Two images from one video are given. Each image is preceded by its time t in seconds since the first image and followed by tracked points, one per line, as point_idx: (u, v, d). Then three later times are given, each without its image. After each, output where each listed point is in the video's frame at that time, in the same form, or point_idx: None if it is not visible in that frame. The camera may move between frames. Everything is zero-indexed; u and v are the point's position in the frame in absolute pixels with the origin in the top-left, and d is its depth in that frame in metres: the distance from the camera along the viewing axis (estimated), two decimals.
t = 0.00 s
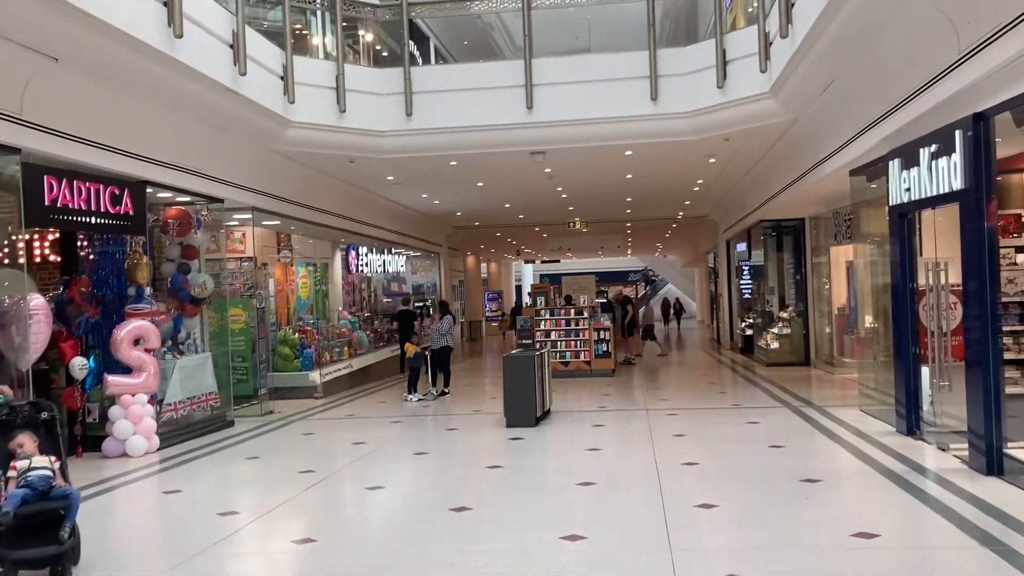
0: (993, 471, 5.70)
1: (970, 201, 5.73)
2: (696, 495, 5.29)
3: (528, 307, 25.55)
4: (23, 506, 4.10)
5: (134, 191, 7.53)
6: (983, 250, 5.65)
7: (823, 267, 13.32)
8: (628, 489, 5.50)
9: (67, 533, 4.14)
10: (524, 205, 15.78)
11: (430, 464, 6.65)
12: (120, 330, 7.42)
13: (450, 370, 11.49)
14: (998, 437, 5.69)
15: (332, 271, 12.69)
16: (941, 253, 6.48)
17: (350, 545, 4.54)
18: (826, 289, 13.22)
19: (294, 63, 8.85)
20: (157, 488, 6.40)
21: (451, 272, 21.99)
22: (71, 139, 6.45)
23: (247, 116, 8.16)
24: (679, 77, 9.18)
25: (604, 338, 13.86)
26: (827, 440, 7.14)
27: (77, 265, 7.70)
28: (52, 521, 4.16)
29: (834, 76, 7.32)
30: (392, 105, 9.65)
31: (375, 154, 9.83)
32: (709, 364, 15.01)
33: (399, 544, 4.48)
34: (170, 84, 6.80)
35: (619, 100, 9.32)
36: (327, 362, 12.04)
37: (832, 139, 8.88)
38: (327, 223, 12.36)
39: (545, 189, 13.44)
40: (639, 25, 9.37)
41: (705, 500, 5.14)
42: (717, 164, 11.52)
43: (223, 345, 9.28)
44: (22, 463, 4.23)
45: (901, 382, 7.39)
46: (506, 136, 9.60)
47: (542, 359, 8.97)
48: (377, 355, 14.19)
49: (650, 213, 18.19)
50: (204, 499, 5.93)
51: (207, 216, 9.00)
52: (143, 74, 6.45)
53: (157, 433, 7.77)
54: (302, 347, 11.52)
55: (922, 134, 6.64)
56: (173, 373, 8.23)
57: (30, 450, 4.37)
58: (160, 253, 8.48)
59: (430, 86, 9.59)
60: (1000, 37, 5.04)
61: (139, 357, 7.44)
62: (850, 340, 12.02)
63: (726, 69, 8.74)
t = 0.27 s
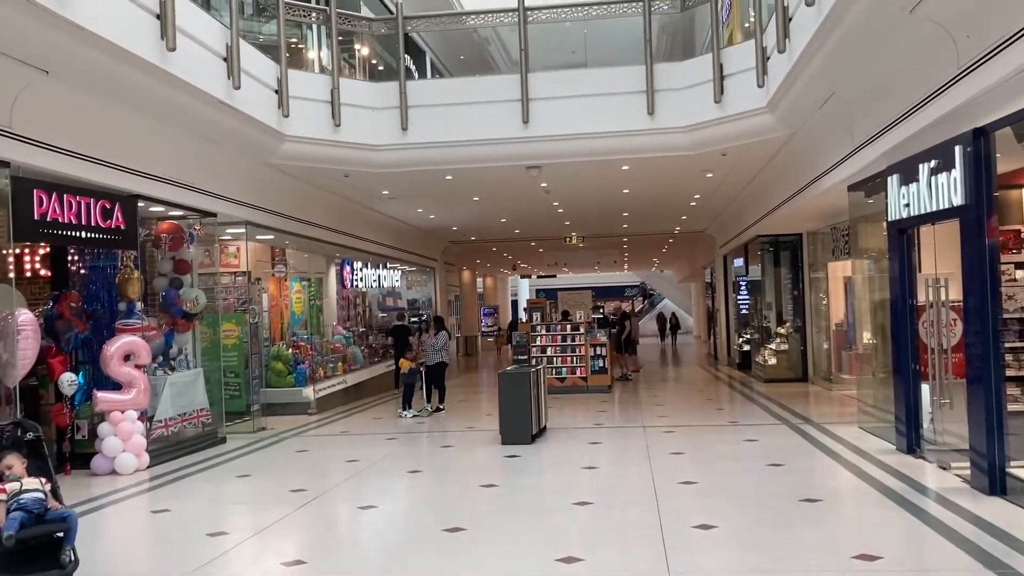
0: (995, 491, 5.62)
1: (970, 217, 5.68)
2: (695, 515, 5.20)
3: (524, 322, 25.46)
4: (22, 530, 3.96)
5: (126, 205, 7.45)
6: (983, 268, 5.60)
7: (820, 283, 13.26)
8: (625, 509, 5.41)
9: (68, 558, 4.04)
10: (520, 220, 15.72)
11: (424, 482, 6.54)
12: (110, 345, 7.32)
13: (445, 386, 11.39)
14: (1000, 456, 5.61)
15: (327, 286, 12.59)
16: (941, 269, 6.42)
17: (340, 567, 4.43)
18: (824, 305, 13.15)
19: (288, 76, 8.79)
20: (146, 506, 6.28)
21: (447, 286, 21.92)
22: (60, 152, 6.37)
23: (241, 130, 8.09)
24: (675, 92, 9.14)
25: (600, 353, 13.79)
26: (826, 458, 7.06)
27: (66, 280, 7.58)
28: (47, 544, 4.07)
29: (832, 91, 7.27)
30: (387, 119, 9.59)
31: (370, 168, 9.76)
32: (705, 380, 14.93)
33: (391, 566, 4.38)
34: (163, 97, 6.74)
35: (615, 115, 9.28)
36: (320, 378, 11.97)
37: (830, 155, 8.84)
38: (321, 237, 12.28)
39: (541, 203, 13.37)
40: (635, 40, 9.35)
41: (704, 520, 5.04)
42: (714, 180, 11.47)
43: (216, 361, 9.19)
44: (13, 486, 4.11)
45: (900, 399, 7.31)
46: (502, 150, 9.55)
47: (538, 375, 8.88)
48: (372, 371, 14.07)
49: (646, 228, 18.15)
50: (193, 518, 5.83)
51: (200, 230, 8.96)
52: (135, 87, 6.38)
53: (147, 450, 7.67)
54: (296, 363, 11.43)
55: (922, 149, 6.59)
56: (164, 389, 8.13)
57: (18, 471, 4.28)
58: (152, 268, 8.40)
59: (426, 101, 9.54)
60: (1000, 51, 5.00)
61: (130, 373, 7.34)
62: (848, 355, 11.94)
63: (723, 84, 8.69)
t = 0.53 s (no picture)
0: (994, 506, 5.60)
1: (969, 231, 5.67)
2: (691, 529, 5.17)
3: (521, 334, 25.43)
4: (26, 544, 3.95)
5: (122, 214, 7.44)
6: (982, 282, 5.60)
7: (817, 295, 13.25)
8: (621, 522, 5.37)
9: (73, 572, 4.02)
10: (518, 231, 15.72)
11: (419, 494, 6.51)
12: (106, 355, 7.29)
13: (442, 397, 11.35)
14: (999, 470, 5.59)
15: (324, 296, 12.56)
16: (939, 283, 6.42)
17: None
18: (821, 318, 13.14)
19: (287, 86, 8.79)
20: (140, 517, 6.24)
21: (445, 297, 21.89)
22: (54, 159, 6.35)
23: (239, 139, 8.08)
24: (673, 104, 9.15)
25: (598, 365, 13.76)
26: (823, 472, 7.03)
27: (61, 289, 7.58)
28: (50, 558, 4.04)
29: (830, 104, 7.28)
30: (385, 130, 9.59)
31: (368, 179, 9.74)
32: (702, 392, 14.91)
33: None
34: (161, 106, 6.73)
35: (613, 127, 9.29)
36: (317, 389, 11.93)
37: (827, 167, 8.84)
38: (319, 247, 12.26)
39: (539, 215, 13.36)
40: (634, 52, 9.36)
41: (701, 535, 5.00)
42: (712, 192, 11.48)
43: (212, 370, 9.15)
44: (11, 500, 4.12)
45: (898, 413, 7.29)
46: (500, 161, 9.54)
47: (535, 387, 8.85)
48: (369, 381, 14.03)
49: (645, 239, 18.15)
50: (187, 530, 5.78)
51: (197, 240, 8.96)
52: (133, 96, 6.37)
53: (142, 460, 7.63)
54: (292, 374, 11.41)
55: (920, 163, 6.60)
56: (160, 399, 8.10)
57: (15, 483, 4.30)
58: (149, 277, 8.36)
59: (424, 111, 9.55)
60: (1001, 65, 5.00)
61: (124, 383, 7.31)
62: (846, 368, 11.93)
63: (722, 96, 8.70)
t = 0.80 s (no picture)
0: (994, 521, 5.56)
1: (968, 245, 5.67)
2: (689, 543, 5.14)
3: (520, 346, 25.38)
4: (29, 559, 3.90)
5: (119, 224, 7.42)
6: (982, 295, 5.59)
7: (816, 308, 13.22)
8: (619, 536, 5.33)
9: None
10: (516, 242, 15.71)
11: (415, 507, 6.47)
12: (101, 365, 7.26)
13: (439, 409, 11.32)
14: (999, 484, 5.54)
15: (321, 307, 12.54)
16: (938, 296, 6.39)
17: None
18: (820, 331, 13.11)
19: (285, 97, 8.78)
20: (133, 529, 6.19)
21: (443, 308, 21.87)
22: (51, 169, 6.34)
23: (237, 150, 8.07)
24: (672, 117, 9.16)
25: (596, 377, 13.72)
26: (822, 485, 7.00)
27: (57, 300, 7.54)
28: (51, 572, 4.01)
29: (829, 117, 7.28)
30: (384, 141, 9.59)
31: (367, 190, 9.72)
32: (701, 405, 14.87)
33: None
34: (159, 117, 6.72)
35: (612, 140, 9.29)
36: (314, 401, 11.89)
37: (826, 180, 8.84)
38: (317, 258, 12.24)
39: (537, 226, 13.35)
40: (632, 64, 9.36)
41: (699, 549, 4.97)
42: (710, 204, 11.47)
43: (209, 381, 9.11)
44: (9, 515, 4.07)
45: (898, 426, 7.25)
46: (498, 173, 9.53)
47: (532, 399, 8.81)
48: (366, 392, 14.01)
49: (643, 251, 18.14)
50: (181, 542, 5.74)
51: (195, 250, 8.95)
52: (130, 106, 6.35)
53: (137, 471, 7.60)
54: (287, 385, 11.33)
55: (919, 176, 6.59)
56: (155, 410, 8.07)
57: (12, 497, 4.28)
58: (146, 287, 8.39)
59: (424, 123, 9.55)
60: (1000, 78, 5.00)
61: (120, 394, 7.28)
62: (844, 381, 11.90)
63: (720, 108, 8.70)
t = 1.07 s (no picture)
0: (996, 542, 5.54)
1: (968, 265, 5.69)
2: (690, 563, 5.11)
3: (521, 364, 25.34)
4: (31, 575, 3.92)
5: (121, 243, 7.44)
6: (982, 315, 5.60)
7: (817, 327, 13.22)
8: (619, 557, 5.31)
9: None
10: (517, 261, 15.73)
11: (416, 527, 6.44)
12: (102, 384, 7.25)
13: (440, 428, 11.30)
14: (1001, 505, 5.54)
15: (323, 326, 12.55)
16: (938, 316, 6.40)
17: None
18: (821, 350, 13.10)
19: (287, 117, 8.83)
20: (132, 548, 6.17)
21: (444, 327, 21.86)
22: (54, 189, 6.37)
23: (239, 170, 8.10)
24: (673, 136, 9.20)
25: (597, 397, 13.69)
26: (823, 505, 6.98)
27: (59, 318, 7.47)
28: None
29: (828, 137, 7.31)
30: (386, 161, 9.63)
31: (369, 210, 9.74)
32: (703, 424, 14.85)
33: None
34: (161, 136, 6.75)
35: (613, 159, 9.33)
36: (315, 419, 11.96)
37: (826, 200, 8.87)
38: (318, 277, 12.26)
39: (538, 245, 13.37)
40: (632, 85, 9.42)
41: (700, 570, 4.94)
42: (711, 223, 11.50)
43: (209, 401, 9.09)
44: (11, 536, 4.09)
45: (898, 446, 7.24)
46: (499, 193, 9.56)
47: (533, 418, 8.80)
48: (366, 411, 14.00)
49: (644, 270, 18.16)
50: (180, 561, 5.72)
51: (196, 269, 8.96)
52: (132, 126, 6.39)
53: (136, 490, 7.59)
54: (289, 404, 11.37)
55: (918, 196, 6.61)
56: (156, 429, 8.07)
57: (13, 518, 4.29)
58: (146, 307, 8.32)
59: (425, 143, 9.60)
60: (998, 99, 5.03)
61: (120, 413, 7.27)
62: (846, 401, 11.88)
63: (720, 128, 8.74)
